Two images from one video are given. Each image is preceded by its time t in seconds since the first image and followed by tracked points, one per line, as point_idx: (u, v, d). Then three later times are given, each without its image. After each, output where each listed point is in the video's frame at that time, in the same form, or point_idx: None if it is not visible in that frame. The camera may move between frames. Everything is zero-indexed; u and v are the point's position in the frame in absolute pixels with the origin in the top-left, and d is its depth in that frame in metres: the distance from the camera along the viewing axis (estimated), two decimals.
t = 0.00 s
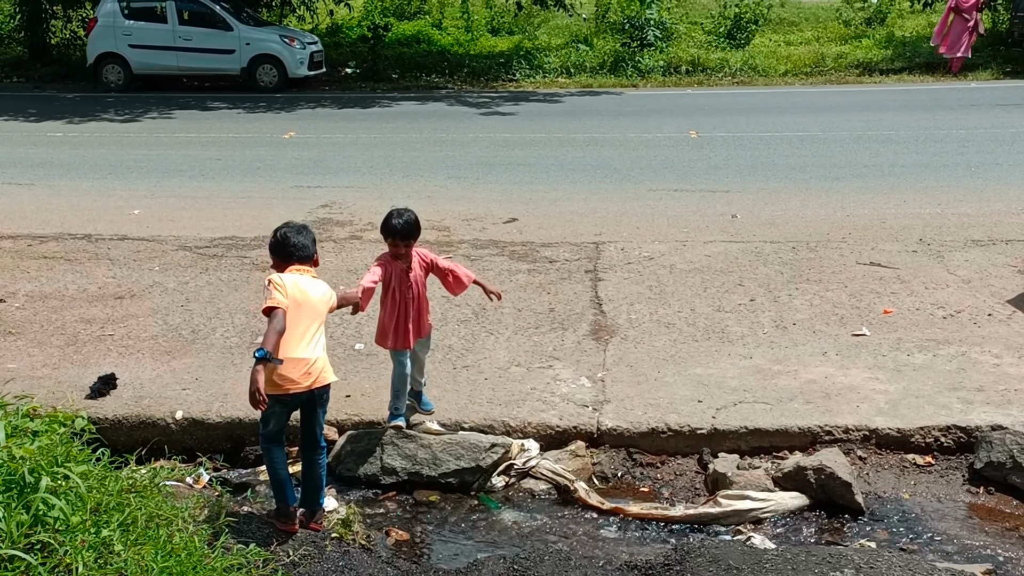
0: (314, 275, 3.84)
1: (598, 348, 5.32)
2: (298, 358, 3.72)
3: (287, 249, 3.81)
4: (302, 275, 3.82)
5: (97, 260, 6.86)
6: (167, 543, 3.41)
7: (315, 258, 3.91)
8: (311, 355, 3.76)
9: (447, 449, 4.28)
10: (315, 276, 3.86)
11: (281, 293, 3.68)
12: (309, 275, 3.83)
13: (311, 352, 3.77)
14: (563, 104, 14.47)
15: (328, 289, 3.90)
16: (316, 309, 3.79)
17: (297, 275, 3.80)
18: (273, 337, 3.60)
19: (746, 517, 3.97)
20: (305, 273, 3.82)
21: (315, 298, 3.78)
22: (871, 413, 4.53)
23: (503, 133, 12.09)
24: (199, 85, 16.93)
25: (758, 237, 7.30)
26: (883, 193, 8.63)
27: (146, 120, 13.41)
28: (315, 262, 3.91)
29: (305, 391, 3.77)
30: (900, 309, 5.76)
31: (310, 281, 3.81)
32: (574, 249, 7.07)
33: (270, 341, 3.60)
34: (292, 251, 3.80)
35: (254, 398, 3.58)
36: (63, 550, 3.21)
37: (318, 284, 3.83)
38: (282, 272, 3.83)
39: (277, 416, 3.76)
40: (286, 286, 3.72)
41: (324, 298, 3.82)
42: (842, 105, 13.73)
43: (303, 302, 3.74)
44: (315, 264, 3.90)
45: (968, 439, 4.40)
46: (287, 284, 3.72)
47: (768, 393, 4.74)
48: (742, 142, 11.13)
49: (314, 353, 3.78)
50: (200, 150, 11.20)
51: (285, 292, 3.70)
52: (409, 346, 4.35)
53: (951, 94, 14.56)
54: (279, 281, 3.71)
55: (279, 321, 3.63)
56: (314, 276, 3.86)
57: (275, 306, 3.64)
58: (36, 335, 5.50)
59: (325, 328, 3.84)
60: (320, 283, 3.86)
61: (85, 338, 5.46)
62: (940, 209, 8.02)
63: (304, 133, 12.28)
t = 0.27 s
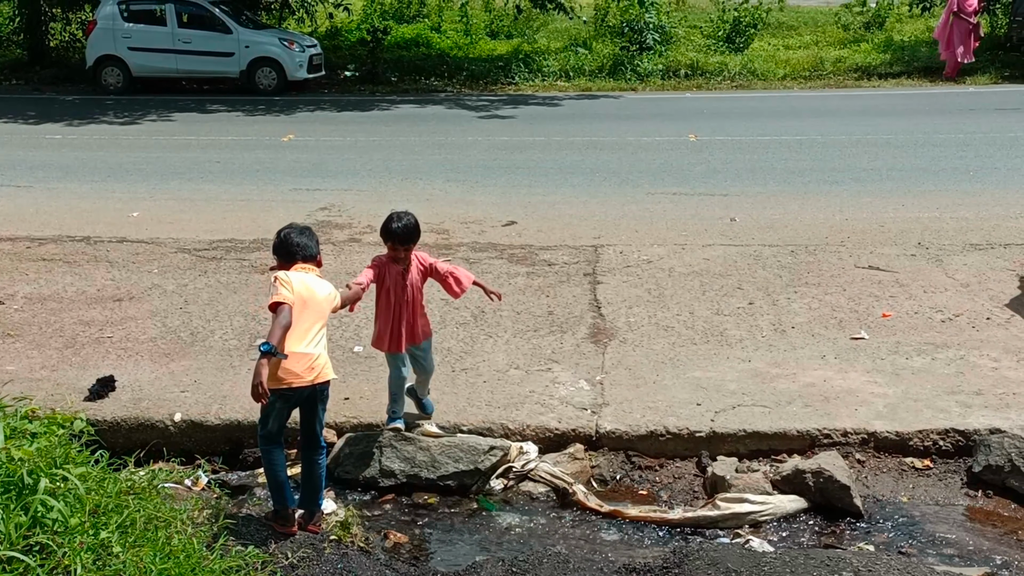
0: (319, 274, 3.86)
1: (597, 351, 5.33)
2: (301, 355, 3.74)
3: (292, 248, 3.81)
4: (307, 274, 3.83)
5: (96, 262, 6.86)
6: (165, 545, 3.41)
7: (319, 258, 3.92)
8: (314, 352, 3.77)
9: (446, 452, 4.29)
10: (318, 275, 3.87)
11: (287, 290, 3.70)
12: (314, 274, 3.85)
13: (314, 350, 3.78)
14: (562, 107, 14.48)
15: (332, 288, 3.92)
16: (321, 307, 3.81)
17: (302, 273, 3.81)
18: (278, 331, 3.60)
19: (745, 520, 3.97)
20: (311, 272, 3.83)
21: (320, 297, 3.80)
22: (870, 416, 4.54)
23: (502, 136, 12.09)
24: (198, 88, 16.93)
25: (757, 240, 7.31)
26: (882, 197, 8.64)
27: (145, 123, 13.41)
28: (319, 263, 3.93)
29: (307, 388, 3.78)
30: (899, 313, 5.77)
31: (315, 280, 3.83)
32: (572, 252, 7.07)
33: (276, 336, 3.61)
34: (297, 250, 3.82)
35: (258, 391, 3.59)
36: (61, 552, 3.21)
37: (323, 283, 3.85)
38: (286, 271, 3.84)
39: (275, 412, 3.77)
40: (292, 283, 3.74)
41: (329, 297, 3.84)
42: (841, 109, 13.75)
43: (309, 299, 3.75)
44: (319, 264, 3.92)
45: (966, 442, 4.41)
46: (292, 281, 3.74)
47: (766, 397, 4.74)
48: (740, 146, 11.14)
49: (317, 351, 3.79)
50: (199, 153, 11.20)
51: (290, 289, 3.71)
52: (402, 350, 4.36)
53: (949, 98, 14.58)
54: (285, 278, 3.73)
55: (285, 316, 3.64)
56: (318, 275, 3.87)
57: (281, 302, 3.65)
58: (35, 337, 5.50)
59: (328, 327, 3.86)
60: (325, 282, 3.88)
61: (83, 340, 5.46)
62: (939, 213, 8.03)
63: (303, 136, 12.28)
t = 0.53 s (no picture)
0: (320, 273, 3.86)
1: (595, 352, 5.33)
2: (304, 353, 3.74)
3: (292, 248, 3.81)
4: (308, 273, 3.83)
5: (93, 263, 6.85)
6: (163, 546, 3.41)
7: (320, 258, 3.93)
8: (317, 351, 3.78)
9: (444, 453, 4.30)
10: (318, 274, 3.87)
11: (291, 288, 3.71)
12: (315, 273, 3.86)
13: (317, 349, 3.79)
14: (560, 109, 14.48)
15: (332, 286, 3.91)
16: (323, 305, 3.81)
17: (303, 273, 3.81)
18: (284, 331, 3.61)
19: (742, 522, 3.97)
20: (312, 271, 3.83)
21: (322, 295, 3.80)
22: (867, 418, 4.54)
23: (500, 138, 12.10)
24: (196, 89, 16.93)
25: (755, 242, 7.31)
26: (880, 198, 8.65)
27: (143, 124, 13.41)
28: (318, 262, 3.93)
29: (308, 386, 3.78)
30: (897, 315, 5.77)
31: (317, 279, 3.83)
32: (570, 253, 7.07)
33: (281, 334, 3.63)
34: (296, 249, 3.81)
35: (264, 389, 3.62)
36: (59, 553, 3.20)
37: (324, 282, 3.85)
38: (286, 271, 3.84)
39: (269, 407, 3.81)
40: (295, 282, 3.74)
41: (332, 295, 3.85)
42: (839, 111, 13.76)
43: (314, 298, 3.76)
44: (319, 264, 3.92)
45: (963, 444, 4.41)
46: (295, 280, 3.75)
47: (764, 398, 4.75)
48: (738, 148, 11.14)
49: (320, 350, 3.79)
50: (197, 154, 11.20)
51: (293, 289, 3.72)
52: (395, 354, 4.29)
53: (947, 100, 14.59)
54: (288, 278, 3.74)
55: (289, 315, 3.66)
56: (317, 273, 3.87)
57: (285, 301, 3.67)
58: (32, 338, 5.50)
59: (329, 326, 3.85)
60: (326, 281, 3.88)
61: (81, 341, 5.45)
62: (936, 215, 8.03)
63: (301, 137, 12.28)
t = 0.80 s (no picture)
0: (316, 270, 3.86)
1: (593, 354, 5.34)
2: (299, 352, 3.74)
3: (287, 246, 3.82)
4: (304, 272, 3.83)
5: (92, 264, 6.85)
6: (161, 546, 3.41)
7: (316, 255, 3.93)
8: (312, 349, 3.78)
9: (442, 454, 4.30)
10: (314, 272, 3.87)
11: (285, 288, 3.71)
12: (310, 271, 3.86)
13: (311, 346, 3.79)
14: (559, 111, 14.49)
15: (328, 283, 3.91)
16: (318, 303, 3.80)
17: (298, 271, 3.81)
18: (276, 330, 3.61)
19: (740, 523, 3.98)
20: (307, 269, 3.84)
21: (317, 293, 3.80)
22: (865, 419, 4.55)
23: (499, 139, 12.10)
24: (195, 91, 16.93)
25: (753, 244, 7.32)
26: (878, 201, 8.66)
27: (142, 125, 13.41)
28: (314, 260, 3.93)
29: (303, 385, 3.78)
30: (895, 317, 5.78)
31: (312, 277, 3.83)
32: (569, 255, 7.08)
33: (274, 334, 3.63)
34: (291, 248, 3.82)
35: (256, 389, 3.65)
36: (57, 553, 3.21)
37: (320, 280, 3.85)
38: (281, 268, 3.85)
39: (261, 409, 3.80)
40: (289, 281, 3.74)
41: (328, 292, 3.84)
42: (837, 113, 13.77)
43: (308, 296, 3.77)
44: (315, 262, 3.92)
45: (961, 446, 4.42)
46: (289, 279, 3.75)
47: (762, 400, 4.75)
48: (737, 150, 11.15)
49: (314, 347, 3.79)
50: (195, 155, 11.20)
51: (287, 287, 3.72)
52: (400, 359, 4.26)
53: (945, 102, 14.61)
54: (281, 277, 3.74)
55: (282, 314, 3.65)
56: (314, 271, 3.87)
57: (278, 300, 3.67)
58: (30, 339, 5.50)
59: (326, 323, 3.85)
60: (322, 279, 3.88)
61: (80, 342, 5.46)
62: (934, 217, 8.04)
63: (299, 138, 12.28)
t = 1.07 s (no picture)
0: (310, 272, 3.86)
1: (592, 357, 5.34)
2: (296, 357, 3.74)
3: (282, 248, 3.82)
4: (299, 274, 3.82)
5: (92, 267, 6.86)
6: (161, 549, 3.41)
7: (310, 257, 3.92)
8: (310, 353, 3.78)
9: (442, 458, 4.30)
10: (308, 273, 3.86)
11: (280, 293, 3.69)
12: (305, 273, 3.85)
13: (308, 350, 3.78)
14: (558, 115, 14.50)
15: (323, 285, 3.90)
16: (314, 306, 3.79)
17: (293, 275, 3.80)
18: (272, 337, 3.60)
19: (740, 527, 3.98)
20: (302, 271, 3.83)
21: (312, 296, 3.79)
22: (864, 424, 4.55)
23: (499, 143, 12.11)
24: (195, 93, 16.94)
25: (753, 248, 7.33)
26: (877, 205, 8.68)
27: (142, 128, 13.42)
28: (308, 262, 3.93)
29: (302, 389, 3.78)
30: (894, 321, 5.79)
31: (307, 280, 3.82)
32: (569, 259, 7.08)
33: (270, 342, 3.61)
34: (285, 250, 3.82)
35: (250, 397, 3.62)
36: (56, 556, 3.21)
37: (314, 282, 3.84)
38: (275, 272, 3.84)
39: (261, 415, 3.79)
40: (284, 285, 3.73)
41: (323, 294, 3.84)
42: (836, 117, 13.80)
43: (304, 300, 3.75)
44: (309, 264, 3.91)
45: (960, 450, 4.42)
46: (284, 283, 3.73)
47: (761, 404, 4.75)
48: (736, 154, 11.16)
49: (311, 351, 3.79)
50: (195, 158, 11.21)
51: (282, 292, 3.71)
52: (402, 365, 4.23)
53: (944, 107, 14.63)
54: (276, 281, 3.72)
55: (280, 320, 3.63)
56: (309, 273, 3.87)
57: (274, 307, 3.64)
58: (30, 341, 5.50)
59: (322, 326, 3.85)
60: (318, 281, 3.86)
61: (79, 345, 5.46)
62: (934, 221, 8.06)
63: (299, 141, 12.29)
